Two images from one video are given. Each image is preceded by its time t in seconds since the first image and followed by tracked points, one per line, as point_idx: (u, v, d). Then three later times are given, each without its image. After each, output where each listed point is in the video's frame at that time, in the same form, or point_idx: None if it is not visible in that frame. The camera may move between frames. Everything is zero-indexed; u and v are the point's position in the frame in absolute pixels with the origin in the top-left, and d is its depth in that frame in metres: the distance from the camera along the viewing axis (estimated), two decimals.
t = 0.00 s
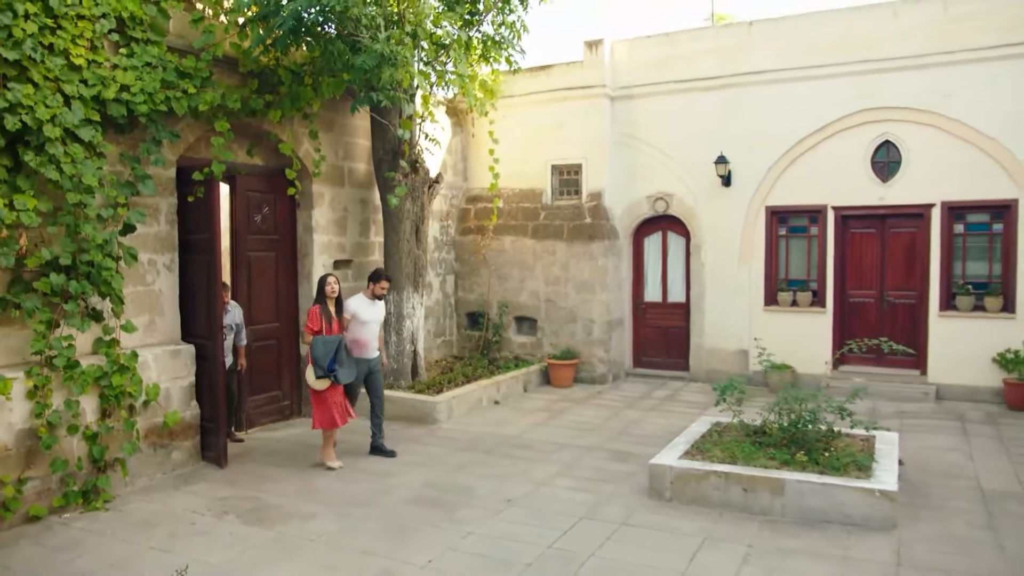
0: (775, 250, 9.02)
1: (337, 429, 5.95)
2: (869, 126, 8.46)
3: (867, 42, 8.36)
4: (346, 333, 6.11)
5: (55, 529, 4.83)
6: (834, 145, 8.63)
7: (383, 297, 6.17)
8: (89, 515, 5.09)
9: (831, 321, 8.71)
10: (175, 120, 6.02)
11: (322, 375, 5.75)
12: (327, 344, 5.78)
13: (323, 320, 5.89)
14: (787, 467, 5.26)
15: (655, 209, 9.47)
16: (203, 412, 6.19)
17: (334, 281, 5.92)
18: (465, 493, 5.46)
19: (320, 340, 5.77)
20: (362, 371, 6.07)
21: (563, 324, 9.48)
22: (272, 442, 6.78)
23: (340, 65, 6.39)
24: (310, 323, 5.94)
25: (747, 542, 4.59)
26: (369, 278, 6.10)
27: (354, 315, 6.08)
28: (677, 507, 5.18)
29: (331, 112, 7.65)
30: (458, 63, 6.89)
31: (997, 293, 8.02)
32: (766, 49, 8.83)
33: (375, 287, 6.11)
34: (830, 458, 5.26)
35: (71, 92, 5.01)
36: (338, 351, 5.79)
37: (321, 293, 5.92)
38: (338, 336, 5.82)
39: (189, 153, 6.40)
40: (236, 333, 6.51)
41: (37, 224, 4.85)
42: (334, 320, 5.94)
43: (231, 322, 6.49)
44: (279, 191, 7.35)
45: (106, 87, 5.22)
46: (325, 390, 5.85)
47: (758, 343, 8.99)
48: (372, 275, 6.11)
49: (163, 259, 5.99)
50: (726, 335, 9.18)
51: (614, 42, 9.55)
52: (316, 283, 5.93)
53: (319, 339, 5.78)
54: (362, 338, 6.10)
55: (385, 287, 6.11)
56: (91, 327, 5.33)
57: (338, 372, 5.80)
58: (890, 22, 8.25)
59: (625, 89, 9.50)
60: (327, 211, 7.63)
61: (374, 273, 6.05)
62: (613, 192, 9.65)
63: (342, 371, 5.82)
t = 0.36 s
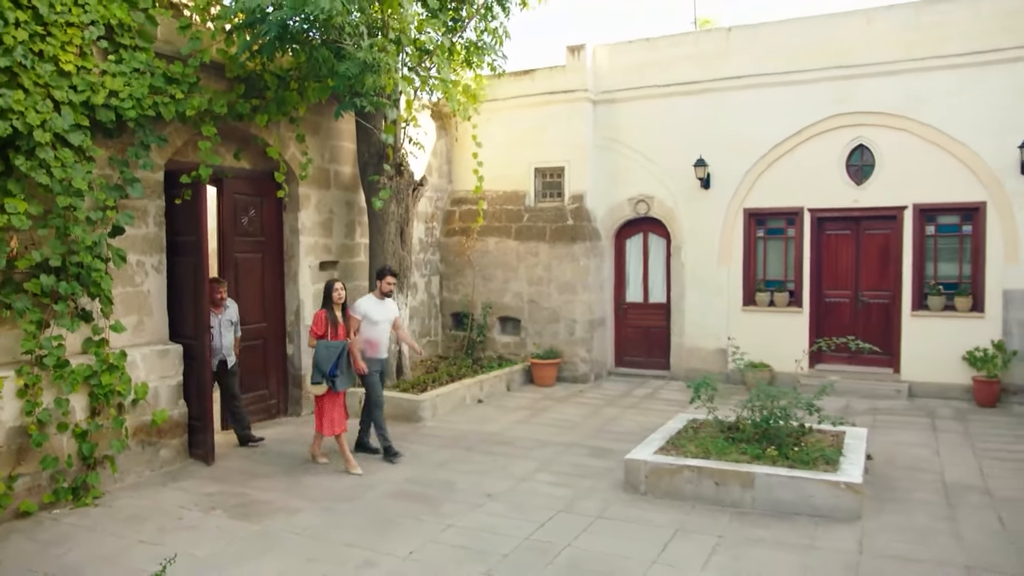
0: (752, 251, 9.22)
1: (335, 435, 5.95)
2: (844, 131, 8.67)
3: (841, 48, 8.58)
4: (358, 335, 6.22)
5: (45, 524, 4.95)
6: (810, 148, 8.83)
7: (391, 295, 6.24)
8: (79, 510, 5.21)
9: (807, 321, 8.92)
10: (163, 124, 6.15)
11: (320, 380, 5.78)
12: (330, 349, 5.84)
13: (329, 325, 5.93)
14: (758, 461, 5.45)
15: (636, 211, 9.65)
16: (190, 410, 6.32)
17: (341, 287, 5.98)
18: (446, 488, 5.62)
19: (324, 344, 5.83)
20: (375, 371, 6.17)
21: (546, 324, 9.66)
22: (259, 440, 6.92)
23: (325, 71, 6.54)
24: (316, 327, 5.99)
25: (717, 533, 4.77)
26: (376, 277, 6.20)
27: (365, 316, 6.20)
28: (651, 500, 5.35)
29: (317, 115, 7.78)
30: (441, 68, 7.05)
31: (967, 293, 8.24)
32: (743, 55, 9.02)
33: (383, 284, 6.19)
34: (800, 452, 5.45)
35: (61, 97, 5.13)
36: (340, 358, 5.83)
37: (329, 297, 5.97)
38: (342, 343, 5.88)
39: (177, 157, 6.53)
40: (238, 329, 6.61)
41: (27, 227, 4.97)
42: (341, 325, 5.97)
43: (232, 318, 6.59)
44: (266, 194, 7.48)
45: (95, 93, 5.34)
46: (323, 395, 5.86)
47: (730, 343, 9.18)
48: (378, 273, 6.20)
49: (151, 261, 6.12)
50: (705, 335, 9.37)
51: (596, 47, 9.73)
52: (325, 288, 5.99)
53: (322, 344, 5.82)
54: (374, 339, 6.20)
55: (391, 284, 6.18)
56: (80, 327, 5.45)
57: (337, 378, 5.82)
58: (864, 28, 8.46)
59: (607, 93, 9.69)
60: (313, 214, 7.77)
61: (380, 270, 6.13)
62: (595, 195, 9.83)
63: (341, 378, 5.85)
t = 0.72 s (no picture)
0: (732, 252, 9.42)
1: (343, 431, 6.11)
2: (820, 134, 8.88)
3: (817, 54, 8.79)
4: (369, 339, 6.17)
5: (37, 519, 5.07)
6: (787, 152, 9.04)
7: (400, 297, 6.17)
8: (70, 506, 5.34)
9: (785, 320, 9.12)
10: (152, 129, 6.27)
11: (326, 379, 5.95)
12: (335, 347, 5.94)
13: (335, 324, 6.07)
14: (732, 456, 5.63)
15: (618, 214, 9.84)
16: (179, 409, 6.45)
17: (347, 287, 6.08)
18: (429, 484, 5.77)
19: (329, 343, 5.95)
20: (387, 374, 6.18)
21: (530, 324, 9.83)
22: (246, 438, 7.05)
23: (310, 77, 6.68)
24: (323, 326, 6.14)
25: (690, 524, 4.94)
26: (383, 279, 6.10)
27: (375, 320, 6.13)
28: (628, 494, 5.53)
29: (303, 120, 7.92)
30: (425, 74, 7.21)
31: (939, 293, 8.47)
32: (722, 60, 9.22)
33: (392, 286, 6.10)
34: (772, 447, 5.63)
35: (52, 103, 5.25)
36: (346, 357, 5.93)
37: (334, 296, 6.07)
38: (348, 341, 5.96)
39: (165, 160, 6.64)
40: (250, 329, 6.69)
41: (19, 229, 5.08)
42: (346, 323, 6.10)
43: (243, 319, 6.66)
44: (253, 196, 7.61)
45: (85, 98, 5.46)
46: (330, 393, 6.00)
47: (707, 341, 9.39)
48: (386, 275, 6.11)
49: (140, 262, 6.24)
50: (685, 334, 9.56)
51: (579, 51, 9.90)
52: (330, 288, 6.09)
53: (327, 343, 5.96)
54: (386, 342, 6.17)
55: (399, 286, 6.09)
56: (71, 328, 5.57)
57: (343, 377, 5.96)
58: (839, 35, 8.67)
59: (590, 97, 9.87)
60: (300, 216, 7.90)
61: (387, 273, 6.05)
62: (578, 197, 10.01)
63: (348, 376, 5.98)
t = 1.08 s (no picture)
0: (713, 254, 9.61)
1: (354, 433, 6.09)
2: (798, 138, 9.08)
3: (795, 59, 9.00)
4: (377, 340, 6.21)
5: (29, 515, 5.19)
6: (767, 155, 9.24)
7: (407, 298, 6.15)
8: (61, 502, 5.45)
9: (764, 320, 9.32)
10: (142, 133, 6.39)
11: (334, 383, 5.90)
12: (342, 351, 5.88)
13: (343, 327, 6.02)
14: (708, 451, 5.80)
15: (601, 215, 10.01)
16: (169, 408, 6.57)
17: (356, 291, 6.03)
18: (414, 479, 5.92)
19: (337, 346, 5.89)
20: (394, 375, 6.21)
21: (515, 324, 10.00)
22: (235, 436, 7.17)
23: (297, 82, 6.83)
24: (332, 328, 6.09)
25: (666, 517, 5.11)
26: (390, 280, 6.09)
27: (383, 321, 6.15)
28: (607, 489, 5.70)
29: (292, 123, 8.05)
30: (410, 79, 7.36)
31: (913, 293, 8.69)
32: (703, 65, 9.41)
33: (400, 287, 6.07)
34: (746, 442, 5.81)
35: (44, 108, 5.37)
36: (353, 361, 5.87)
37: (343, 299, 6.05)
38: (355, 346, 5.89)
39: (155, 163, 6.76)
40: (250, 332, 6.73)
41: (11, 231, 5.20)
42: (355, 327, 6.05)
43: (244, 323, 6.69)
44: (241, 199, 7.73)
45: (76, 103, 5.58)
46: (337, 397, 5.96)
47: (686, 340, 9.59)
48: (393, 276, 6.07)
49: (130, 264, 6.36)
50: (667, 334, 9.75)
51: (563, 56, 10.08)
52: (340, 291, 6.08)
53: (335, 345, 5.89)
54: (393, 343, 6.19)
55: (407, 288, 6.06)
56: (62, 328, 5.69)
57: (350, 382, 5.90)
58: (816, 41, 8.88)
59: (574, 100, 10.05)
60: (288, 217, 8.04)
61: (394, 275, 6.00)
62: (562, 199, 10.18)
63: (354, 381, 5.92)
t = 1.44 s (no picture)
0: (696, 254, 9.79)
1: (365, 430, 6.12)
2: (779, 141, 9.27)
3: (775, 64, 9.19)
4: (390, 340, 6.20)
5: (23, 510, 5.30)
6: (748, 157, 9.43)
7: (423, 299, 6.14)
8: (55, 498, 5.57)
9: (746, 319, 9.50)
10: (133, 136, 6.50)
11: (344, 379, 5.97)
12: (352, 347, 5.95)
13: (355, 325, 6.05)
14: (687, 446, 5.97)
15: (587, 217, 10.18)
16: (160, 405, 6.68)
17: (368, 288, 6.07)
18: (401, 474, 6.07)
19: (347, 343, 5.97)
20: (406, 377, 6.19)
21: (502, 324, 10.17)
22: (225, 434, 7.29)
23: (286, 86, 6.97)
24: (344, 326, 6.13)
25: (645, 509, 5.28)
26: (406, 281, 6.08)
27: (398, 320, 6.16)
28: (588, 483, 5.86)
29: (280, 126, 8.18)
30: (398, 83, 7.52)
31: (891, 292, 8.89)
32: (685, 69, 9.59)
33: (415, 287, 6.06)
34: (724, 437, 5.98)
35: (37, 112, 5.48)
36: (362, 357, 5.94)
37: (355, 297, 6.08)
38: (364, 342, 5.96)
39: (146, 166, 6.87)
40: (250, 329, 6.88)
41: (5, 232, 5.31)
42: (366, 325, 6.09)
43: (244, 320, 6.83)
44: (231, 200, 7.85)
45: (69, 106, 5.69)
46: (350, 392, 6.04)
47: (667, 339, 9.78)
48: (409, 276, 6.06)
49: (121, 264, 6.47)
50: (651, 333, 9.93)
51: (549, 60, 10.25)
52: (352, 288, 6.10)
53: (345, 342, 5.97)
54: (406, 343, 6.18)
55: (422, 288, 6.06)
56: (55, 327, 5.80)
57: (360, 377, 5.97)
58: (796, 46, 9.08)
59: (559, 104, 10.21)
60: (277, 219, 8.17)
61: (410, 276, 5.99)
62: (549, 200, 10.34)
63: (364, 377, 5.99)
